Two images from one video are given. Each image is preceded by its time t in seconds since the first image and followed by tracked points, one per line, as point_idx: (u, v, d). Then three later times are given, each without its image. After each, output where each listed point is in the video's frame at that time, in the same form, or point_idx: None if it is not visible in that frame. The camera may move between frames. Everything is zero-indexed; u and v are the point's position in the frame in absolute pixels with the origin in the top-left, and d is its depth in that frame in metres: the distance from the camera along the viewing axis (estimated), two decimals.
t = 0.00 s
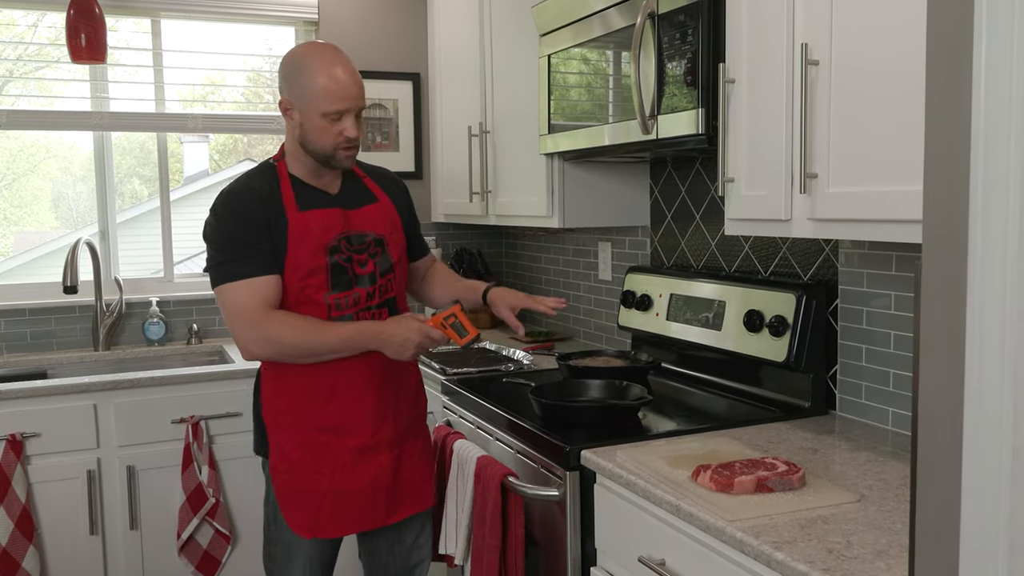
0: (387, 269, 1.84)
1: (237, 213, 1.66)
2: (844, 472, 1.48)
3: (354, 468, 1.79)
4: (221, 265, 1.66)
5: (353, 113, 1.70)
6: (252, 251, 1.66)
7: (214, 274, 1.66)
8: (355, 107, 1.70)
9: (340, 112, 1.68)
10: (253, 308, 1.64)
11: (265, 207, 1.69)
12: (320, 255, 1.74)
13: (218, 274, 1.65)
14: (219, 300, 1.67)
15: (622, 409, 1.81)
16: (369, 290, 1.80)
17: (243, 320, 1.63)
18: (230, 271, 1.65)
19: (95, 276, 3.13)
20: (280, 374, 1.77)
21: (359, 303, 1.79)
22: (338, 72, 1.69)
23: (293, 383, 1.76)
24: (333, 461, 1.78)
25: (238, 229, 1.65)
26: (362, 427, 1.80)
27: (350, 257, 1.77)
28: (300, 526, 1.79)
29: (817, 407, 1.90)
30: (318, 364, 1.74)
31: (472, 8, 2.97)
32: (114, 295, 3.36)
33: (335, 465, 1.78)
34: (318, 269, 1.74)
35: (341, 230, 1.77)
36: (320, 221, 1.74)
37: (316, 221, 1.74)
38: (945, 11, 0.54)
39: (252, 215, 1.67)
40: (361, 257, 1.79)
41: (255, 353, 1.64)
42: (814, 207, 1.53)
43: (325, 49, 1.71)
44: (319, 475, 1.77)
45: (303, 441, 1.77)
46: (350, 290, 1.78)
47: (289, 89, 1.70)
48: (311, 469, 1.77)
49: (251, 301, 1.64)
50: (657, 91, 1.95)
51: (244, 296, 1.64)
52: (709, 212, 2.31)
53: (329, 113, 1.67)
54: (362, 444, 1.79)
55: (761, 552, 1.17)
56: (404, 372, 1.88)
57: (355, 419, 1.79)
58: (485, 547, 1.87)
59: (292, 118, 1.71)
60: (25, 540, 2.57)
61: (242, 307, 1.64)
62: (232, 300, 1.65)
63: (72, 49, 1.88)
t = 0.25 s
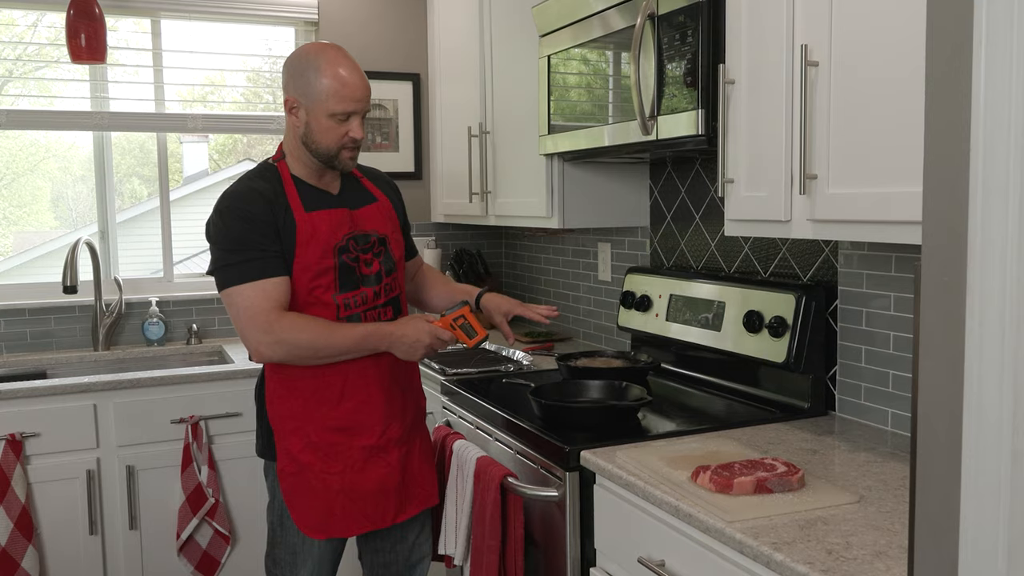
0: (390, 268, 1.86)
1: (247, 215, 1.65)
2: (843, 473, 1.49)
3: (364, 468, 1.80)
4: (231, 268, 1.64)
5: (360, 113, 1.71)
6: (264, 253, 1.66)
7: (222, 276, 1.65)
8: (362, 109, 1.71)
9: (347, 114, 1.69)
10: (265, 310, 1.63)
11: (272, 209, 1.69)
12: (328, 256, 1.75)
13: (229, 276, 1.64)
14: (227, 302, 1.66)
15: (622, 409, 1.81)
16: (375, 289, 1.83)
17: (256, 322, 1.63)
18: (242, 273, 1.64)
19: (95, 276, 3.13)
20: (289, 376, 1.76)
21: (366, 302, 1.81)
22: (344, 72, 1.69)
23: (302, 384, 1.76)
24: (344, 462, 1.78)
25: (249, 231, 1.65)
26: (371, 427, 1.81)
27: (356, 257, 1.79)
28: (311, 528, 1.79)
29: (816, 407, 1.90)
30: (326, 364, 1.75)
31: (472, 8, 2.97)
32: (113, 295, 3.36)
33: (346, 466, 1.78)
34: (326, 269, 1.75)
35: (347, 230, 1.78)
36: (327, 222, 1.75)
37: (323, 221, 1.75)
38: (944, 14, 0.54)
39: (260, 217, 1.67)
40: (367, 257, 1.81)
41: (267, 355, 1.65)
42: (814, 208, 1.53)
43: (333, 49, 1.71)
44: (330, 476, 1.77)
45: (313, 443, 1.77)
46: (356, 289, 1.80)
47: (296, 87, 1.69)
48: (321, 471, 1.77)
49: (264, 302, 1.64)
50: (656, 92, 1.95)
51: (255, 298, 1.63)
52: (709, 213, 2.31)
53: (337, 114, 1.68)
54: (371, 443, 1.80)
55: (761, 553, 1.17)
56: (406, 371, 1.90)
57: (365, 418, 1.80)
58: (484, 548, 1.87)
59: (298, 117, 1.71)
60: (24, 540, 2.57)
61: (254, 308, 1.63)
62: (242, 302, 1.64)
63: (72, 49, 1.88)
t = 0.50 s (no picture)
0: (390, 269, 1.87)
1: (248, 217, 1.65)
2: (843, 474, 1.49)
3: (365, 469, 1.80)
4: (232, 270, 1.64)
5: (359, 115, 1.71)
6: (265, 254, 1.65)
7: (224, 278, 1.64)
8: (362, 110, 1.71)
9: (347, 114, 1.69)
10: (267, 312, 1.63)
11: (273, 210, 1.68)
12: (330, 257, 1.75)
13: (231, 278, 1.64)
14: (229, 305, 1.66)
15: (621, 411, 1.81)
16: (376, 290, 1.83)
17: (258, 324, 1.63)
18: (244, 274, 1.63)
19: (94, 277, 3.12)
20: (290, 378, 1.76)
21: (367, 303, 1.81)
22: (344, 73, 1.69)
23: (303, 387, 1.76)
24: (345, 463, 1.78)
25: (250, 233, 1.64)
26: (371, 428, 1.81)
27: (357, 259, 1.79)
28: (313, 530, 1.79)
29: (815, 408, 1.91)
30: (329, 366, 1.75)
31: (471, 9, 2.98)
32: (113, 296, 3.36)
33: (347, 467, 1.78)
34: (328, 271, 1.75)
35: (347, 232, 1.78)
36: (328, 223, 1.76)
37: (324, 223, 1.75)
38: (943, 17, 0.54)
39: (262, 218, 1.66)
40: (368, 258, 1.82)
41: (269, 357, 1.65)
42: (813, 210, 1.53)
43: (334, 51, 1.72)
44: (332, 478, 1.77)
45: (314, 445, 1.77)
46: (357, 291, 1.80)
47: (297, 88, 1.69)
48: (324, 472, 1.77)
49: (266, 305, 1.63)
50: (656, 93, 1.95)
51: (257, 300, 1.63)
52: (708, 213, 2.31)
53: (337, 115, 1.68)
54: (372, 445, 1.80)
55: (760, 555, 1.17)
56: (405, 371, 1.90)
57: (365, 420, 1.80)
58: (483, 550, 1.87)
59: (297, 117, 1.71)
60: (24, 542, 2.57)
61: (256, 310, 1.63)
62: (244, 304, 1.64)
63: (71, 50, 1.88)
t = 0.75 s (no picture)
0: (389, 272, 1.87)
1: (247, 220, 1.65)
2: (841, 477, 1.49)
3: (367, 471, 1.79)
4: (231, 273, 1.64)
5: (358, 117, 1.71)
6: (264, 258, 1.65)
7: (223, 281, 1.64)
8: (361, 112, 1.71)
9: (346, 117, 1.69)
10: (266, 315, 1.63)
11: (272, 213, 1.68)
12: (329, 260, 1.75)
13: (230, 281, 1.63)
14: (228, 308, 1.66)
15: (619, 413, 1.81)
16: (375, 293, 1.83)
17: (257, 328, 1.63)
18: (243, 278, 1.63)
19: (93, 278, 3.12)
20: (291, 380, 1.76)
21: (366, 306, 1.81)
22: (343, 76, 1.69)
23: (304, 389, 1.76)
24: (347, 465, 1.78)
25: (249, 236, 1.64)
26: (373, 430, 1.80)
27: (357, 261, 1.79)
28: (314, 532, 1.79)
29: (813, 411, 1.91)
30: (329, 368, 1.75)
31: (471, 10, 2.98)
32: (111, 297, 3.36)
33: (348, 469, 1.78)
34: (327, 274, 1.75)
35: (347, 235, 1.78)
36: (328, 226, 1.75)
37: (323, 226, 1.75)
38: (942, 21, 0.54)
39: (261, 222, 1.66)
40: (367, 261, 1.82)
41: (269, 360, 1.64)
42: (811, 213, 1.53)
43: (333, 54, 1.72)
44: (333, 480, 1.77)
45: (315, 447, 1.77)
46: (357, 293, 1.80)
47: (295, 90, 1.69)
48: (325, 474, 1.77)
49: (265, 308, 1.63)
50: (655, 96, 1.96)
51: (257, 303, 1.63)
52: (707, 216, 2.31)
53: (336, 117, 1.68)
54: (373, 446, 1.80)
55: (758, 558, 1.17)
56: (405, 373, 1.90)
57: (366, 421, 1.80)
58: (482, 552, 1.87)
59: (296, 119, 1.71)
60: (21, 543, 2.57)
61: (255, 314, 1.63)
62: (244, 308, 1.64)
63: (71, 51, 1.88)
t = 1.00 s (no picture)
0: (390, 272, 1.87)
1: (248, 220, 1.65)
2: (839, 479, 1.49)
3: (367, 470, 1.79)
4: (233, 274, 1.64)
5: (359, 118, 1.71)
6: (266, 258, 1.65)
7: (225, 282, 1.64)
8: (361, 113, 1.71)
9: (346, 117, 1.69)
10: (268, 315, 1.63)
11: (273, 214, 1.68)
12: (330, 260, 1.75)
13: (232, 282, 1.63)
14: (230, 309, 1.66)
15: (618, 414, 1.81)
16: (376, 293, 1.83)
17: (260, 328, 1.63)
18: (244, 279, 1.63)
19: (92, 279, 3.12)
20: (292, 380, 1.76)
21: (367, 306, 1.81)
22: (343, 77, 1.69)
23: (305, 388, 1.76)
24: (347, 464, 1.78)
25: (250, 237, 1.64)
26: (373, 430, 1.80)
27: (358, 262, 1.79)
28: (315, 531, 1.79)
29: (812, 413, 1.91)
30: (330, 368, 1.75)
31: (470, 12, 2.98)
32: (110, 297, 3.35)
33: (349, 468, 1.78)
34: (328, 274, 1.75)
35: (348, 235, 1.78)
36: (329, 226, 1.75)
37: (324, 226, 1.75)
38: (940, 24, 0.54)
39: (262, 222, 1.66)
40: (368, 261, 1.82)
41: (271, 360, 1.64)
42: (810, 215, 1.54)
43: (332, 55, 1.72)
44: (333, 479, 1.77)
45: (316, 446, 1.77)
46: (358, 293, 1.80)
47: (296, 91, 1.69)
48: (326, 474, 1.77)
49: (267, 308, 1.63)
50: (653, 98, 1.96)
51: (259, 304, 1.63)
52: (706, 217, 2.32)
53: (336, 118, 1.68)
54: (373, 446, 1.80)
55: (756, 560, 1.17)
56: (406, 375, 1.90)
57: (367, 421, 1.80)
58: (480, 554, 1.86)
59: (297, 121, 1.71)
60: (19, 543, 2.57)
61: (257, 314, 1.63)
62: (245, 308, 1.64)
63: (70, 52, 1.88)
